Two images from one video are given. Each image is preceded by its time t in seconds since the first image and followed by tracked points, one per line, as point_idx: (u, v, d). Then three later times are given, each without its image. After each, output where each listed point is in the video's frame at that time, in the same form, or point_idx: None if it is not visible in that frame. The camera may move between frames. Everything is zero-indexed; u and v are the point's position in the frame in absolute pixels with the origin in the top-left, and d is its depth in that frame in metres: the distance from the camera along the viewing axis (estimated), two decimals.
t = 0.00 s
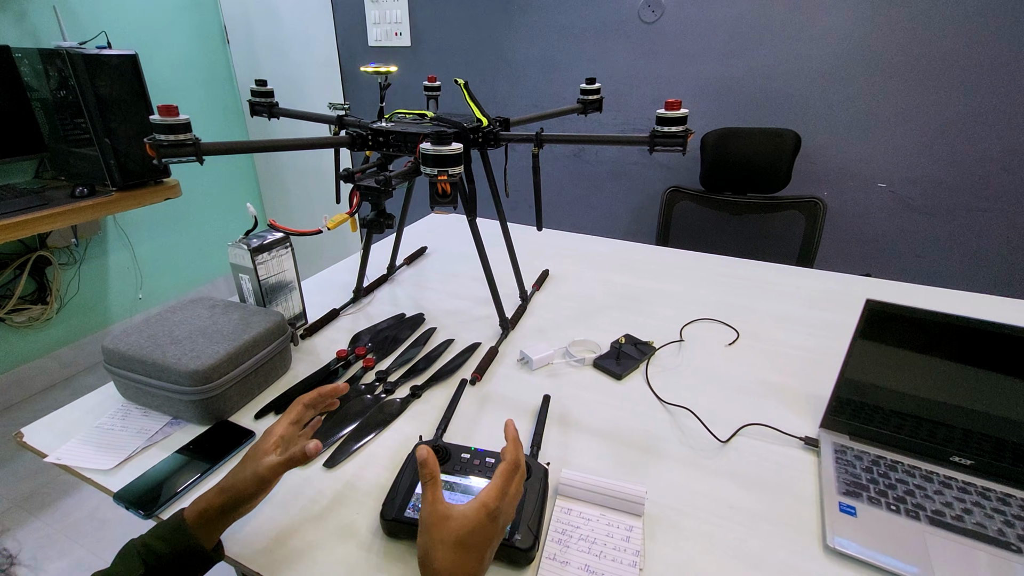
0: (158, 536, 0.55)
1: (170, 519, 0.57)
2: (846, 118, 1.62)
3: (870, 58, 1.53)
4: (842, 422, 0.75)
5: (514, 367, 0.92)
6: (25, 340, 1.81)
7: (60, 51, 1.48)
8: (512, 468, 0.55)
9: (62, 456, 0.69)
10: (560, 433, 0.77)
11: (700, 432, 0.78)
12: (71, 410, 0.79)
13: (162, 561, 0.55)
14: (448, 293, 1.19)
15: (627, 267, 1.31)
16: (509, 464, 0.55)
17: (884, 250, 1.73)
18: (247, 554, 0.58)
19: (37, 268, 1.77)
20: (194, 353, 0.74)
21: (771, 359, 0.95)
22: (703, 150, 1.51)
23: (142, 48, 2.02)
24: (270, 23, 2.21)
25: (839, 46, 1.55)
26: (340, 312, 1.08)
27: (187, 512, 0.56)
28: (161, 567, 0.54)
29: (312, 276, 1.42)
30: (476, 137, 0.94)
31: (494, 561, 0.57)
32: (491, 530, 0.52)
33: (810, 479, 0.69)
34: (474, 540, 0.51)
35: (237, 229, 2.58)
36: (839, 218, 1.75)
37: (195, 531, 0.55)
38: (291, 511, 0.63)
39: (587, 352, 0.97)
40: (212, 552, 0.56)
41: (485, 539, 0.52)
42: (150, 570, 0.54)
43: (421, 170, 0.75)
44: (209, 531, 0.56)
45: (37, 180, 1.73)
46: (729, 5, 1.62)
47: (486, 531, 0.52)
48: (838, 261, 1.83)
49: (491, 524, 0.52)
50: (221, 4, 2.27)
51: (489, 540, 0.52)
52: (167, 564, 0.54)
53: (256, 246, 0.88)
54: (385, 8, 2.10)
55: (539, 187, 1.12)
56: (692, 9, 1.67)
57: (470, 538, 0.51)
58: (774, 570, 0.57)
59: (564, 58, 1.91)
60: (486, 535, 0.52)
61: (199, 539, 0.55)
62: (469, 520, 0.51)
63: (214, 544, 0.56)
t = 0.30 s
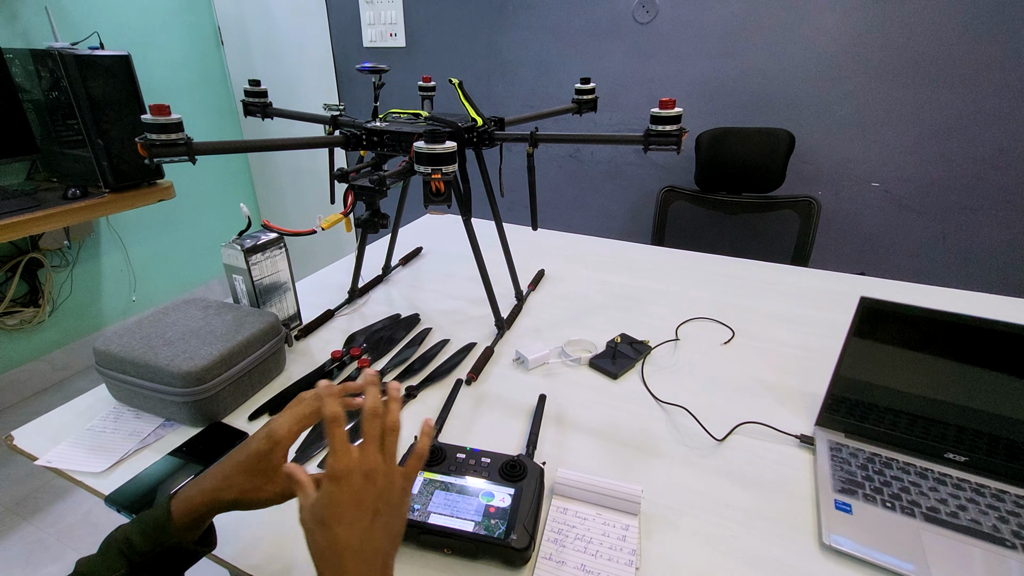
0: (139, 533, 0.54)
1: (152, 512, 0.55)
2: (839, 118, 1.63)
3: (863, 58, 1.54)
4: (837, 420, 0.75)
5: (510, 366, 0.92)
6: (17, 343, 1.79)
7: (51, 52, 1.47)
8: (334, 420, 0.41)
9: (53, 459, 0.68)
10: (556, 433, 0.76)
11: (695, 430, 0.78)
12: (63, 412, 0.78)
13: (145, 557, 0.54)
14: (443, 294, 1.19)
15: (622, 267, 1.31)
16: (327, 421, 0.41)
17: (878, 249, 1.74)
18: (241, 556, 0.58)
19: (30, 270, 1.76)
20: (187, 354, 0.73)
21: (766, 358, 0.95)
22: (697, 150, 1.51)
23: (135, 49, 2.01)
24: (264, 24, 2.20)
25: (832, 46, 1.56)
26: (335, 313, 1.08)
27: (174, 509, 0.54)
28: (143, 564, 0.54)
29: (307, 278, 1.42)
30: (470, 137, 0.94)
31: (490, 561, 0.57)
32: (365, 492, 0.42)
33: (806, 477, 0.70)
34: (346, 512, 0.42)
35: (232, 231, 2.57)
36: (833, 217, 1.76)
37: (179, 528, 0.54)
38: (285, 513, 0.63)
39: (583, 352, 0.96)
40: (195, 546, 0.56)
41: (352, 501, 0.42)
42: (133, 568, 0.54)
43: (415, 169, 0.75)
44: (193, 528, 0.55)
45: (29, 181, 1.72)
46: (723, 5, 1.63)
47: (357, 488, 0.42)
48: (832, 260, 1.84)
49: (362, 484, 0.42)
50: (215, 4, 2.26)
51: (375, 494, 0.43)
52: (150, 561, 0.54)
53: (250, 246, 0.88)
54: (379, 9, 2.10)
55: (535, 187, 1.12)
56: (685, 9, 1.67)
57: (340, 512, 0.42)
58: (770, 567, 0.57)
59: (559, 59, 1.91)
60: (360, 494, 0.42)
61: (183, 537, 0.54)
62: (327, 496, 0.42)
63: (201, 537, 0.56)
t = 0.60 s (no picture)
0: (98, 530, 0.55)
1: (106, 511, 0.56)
2: (834, 116, 1.63)
3: (857, 56, 1.54)
4: (834, 417, 0.75)
5: (506, 365, 0.92)
6: (9, 346, 1.78)
7: (43, 51, 1.46)
8: (312, 417, 0.41)
9: (44, 462, 0.68)
10: (553, 432, 0.76)
11: (693, 428, 0.77)
12: (54, 415, 0.77)
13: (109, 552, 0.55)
14: (439, 293, 1.18)
15: (619, 265, 1.31)
16: (304, 419, 0.41)
17: (873, 247, 1.75)
18: (235, 558, 0.57)
19: (21, 272, 1.74)
20: (180, 355, 0.72)
21: (763, 355, 0.95)
22: (693, 148, 1.51)
23: (127, 49, 2.00)
24: (258, 23, 2.19)
25: (827, 44, 1.56)
26: (331, 313, 1.07)
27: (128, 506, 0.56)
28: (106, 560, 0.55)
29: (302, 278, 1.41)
30: (465, 135, 0.93)
31: (488, 561, 0.57)
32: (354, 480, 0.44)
33: (804, 474, 0.69)
34: (336, 502, 0.43)
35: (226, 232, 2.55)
36: (829, 215, 1.76)
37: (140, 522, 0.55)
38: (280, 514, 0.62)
39: (580, 350, 0.96)
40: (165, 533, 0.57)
41: (343, 491, 0.44)
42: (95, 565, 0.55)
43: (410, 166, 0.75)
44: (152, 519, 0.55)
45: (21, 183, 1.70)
46: (717, 4, 1.63)
47: (342, 479, 0.44)
48: (828, 258, 1.84)
49: (347, 473, 0.44)
50: (208, 4, 2.25)
51: (367, 480, 0.45)
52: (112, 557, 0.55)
53: (244, 246, 0.87)
54: (374, 8, 2.09)
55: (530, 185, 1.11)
56: (680, 8, 1.67)
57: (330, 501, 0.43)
58: (769, 565, 0.57)
59: (554, 58, 1.91)
60: (346, 484, 0.44)
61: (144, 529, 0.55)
62: (314, 490, 0.43)
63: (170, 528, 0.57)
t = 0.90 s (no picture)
0: (45, 562, 0.50)
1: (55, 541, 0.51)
2: (830, 111, 1.63)
3: (852, 51, 1.53)
4: (833, 413, 0.74)
5: (502, 364, 0.90)
6: None
7: (30, 49, 1.43)
8: (483, 439, 0.45)
9: (28, 466, 0.66)
10: (549, 431, 0.75)
11: (691, 425, 0.76)
12: (39, 418, 0.75)
13: None
14: (434, 291, 1.17)
15: (615, 262, 1.30)
16: (476, 436, 0.45)
17: (869, 243, 1.74)
18: (223, 562, 0.55)
19: (11, 274, 1.72)
20: (168, 356, 0.71)
21: (760, 352, 0.94)
22: (689, 144, 1.49)
23: (117, 47, 1.97)
24: (251, 21, 2.17)
25: (823, 38, 1.55)
26: (324, 312, 1.06)
27: (77, 530, 0.51)
28: None
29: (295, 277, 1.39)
30: (459, 131, 0.92)
31: (483, 563, 0.56)
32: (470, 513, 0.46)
33: (803, 471, 0.68)
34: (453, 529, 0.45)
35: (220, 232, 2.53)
36: (824, 211, 1.76)
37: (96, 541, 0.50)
38: (270, 518, 0.61)
39: (576, 348, 0.95)
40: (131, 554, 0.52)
41: (461, 524, 0.45)
42: None
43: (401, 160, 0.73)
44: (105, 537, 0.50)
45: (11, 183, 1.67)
46: None
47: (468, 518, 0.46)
48: (824, 254, 1.84)
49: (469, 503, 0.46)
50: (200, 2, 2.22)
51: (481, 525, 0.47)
52: None
53: (234, 244, 0.86)
54: (368, 5, 2.07)
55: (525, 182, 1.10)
56: (676, 3, 1.66)
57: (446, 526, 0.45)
58: (768, 564, 0.56)
59: (548, 54, 1.90)
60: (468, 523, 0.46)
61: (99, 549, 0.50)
62: (442, 520, 0.45)
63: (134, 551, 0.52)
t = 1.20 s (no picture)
0: None
1: None
2: (827, 107, 1.62)
3: (850, 46, 1.52)
4: (834, 411, 0.73)
5: (498, 363, 0.89)
6: None
7: (16, 45, 1.40)
8: (490, 497, 0.46)
9: (11, 472, 0.64)
10: (546, 432, 0.73)
11: (691, 425, 0.75)
12: (24, 422, 0.74)
13: None
14: (429, 290, 1.15)
15: (612, 259, 1.29)
16: (486, 493, 0.45)
17: (866, 239, 1.74)
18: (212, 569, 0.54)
19: None
20: (155, 357, 0.69)
21: (760, 349, 0.93)
22: (686, 140, 1.48)
23: (107, 44, 1.94)
24: (243, 17, 2.14)
25: (820, 33, 1.54)
26: (317, 311, 1.04)
27: None
28: None
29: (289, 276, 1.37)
30: (454, 126, 0.90)
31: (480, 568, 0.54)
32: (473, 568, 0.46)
33: (805, 471, 0.67)
34: None
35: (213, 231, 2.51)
36: (822, 207, 1.75)
37: None
38: (261, 524, 0.59)
39: (573, 346, 0.94)
40: None
41: None
42: None
43: (393, 154, 0.72)
44: None
45: None
46: None
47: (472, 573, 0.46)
48: (821, 250, 1.83)
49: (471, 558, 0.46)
50: None
51: None
52: None
53: (224, 243, 0.84)
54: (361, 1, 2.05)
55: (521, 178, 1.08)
56: None
57: None
58: (771, 567, 0.54)
59: (544, 50, 1.88)
60: None
61: None
62: None
63: None
